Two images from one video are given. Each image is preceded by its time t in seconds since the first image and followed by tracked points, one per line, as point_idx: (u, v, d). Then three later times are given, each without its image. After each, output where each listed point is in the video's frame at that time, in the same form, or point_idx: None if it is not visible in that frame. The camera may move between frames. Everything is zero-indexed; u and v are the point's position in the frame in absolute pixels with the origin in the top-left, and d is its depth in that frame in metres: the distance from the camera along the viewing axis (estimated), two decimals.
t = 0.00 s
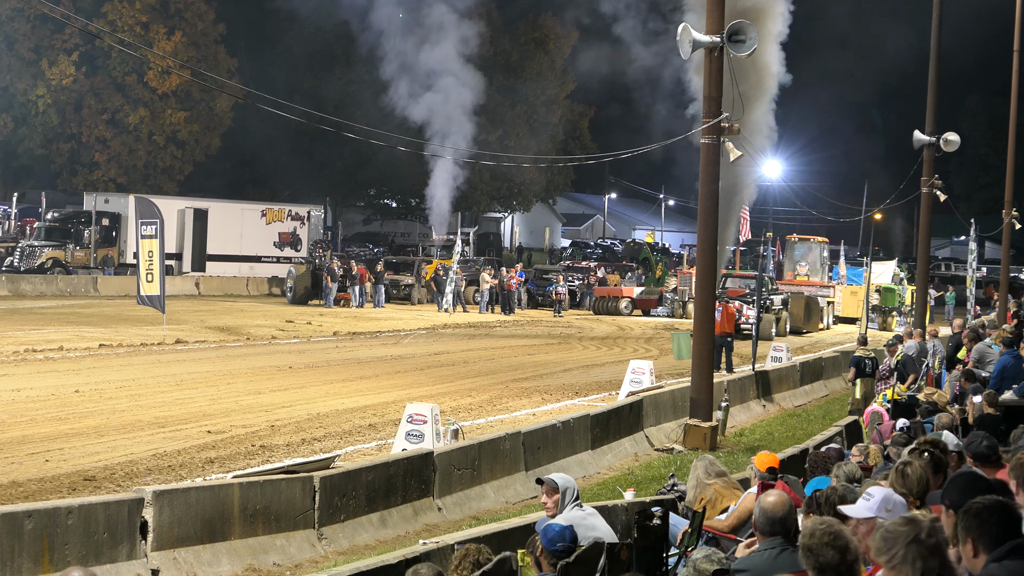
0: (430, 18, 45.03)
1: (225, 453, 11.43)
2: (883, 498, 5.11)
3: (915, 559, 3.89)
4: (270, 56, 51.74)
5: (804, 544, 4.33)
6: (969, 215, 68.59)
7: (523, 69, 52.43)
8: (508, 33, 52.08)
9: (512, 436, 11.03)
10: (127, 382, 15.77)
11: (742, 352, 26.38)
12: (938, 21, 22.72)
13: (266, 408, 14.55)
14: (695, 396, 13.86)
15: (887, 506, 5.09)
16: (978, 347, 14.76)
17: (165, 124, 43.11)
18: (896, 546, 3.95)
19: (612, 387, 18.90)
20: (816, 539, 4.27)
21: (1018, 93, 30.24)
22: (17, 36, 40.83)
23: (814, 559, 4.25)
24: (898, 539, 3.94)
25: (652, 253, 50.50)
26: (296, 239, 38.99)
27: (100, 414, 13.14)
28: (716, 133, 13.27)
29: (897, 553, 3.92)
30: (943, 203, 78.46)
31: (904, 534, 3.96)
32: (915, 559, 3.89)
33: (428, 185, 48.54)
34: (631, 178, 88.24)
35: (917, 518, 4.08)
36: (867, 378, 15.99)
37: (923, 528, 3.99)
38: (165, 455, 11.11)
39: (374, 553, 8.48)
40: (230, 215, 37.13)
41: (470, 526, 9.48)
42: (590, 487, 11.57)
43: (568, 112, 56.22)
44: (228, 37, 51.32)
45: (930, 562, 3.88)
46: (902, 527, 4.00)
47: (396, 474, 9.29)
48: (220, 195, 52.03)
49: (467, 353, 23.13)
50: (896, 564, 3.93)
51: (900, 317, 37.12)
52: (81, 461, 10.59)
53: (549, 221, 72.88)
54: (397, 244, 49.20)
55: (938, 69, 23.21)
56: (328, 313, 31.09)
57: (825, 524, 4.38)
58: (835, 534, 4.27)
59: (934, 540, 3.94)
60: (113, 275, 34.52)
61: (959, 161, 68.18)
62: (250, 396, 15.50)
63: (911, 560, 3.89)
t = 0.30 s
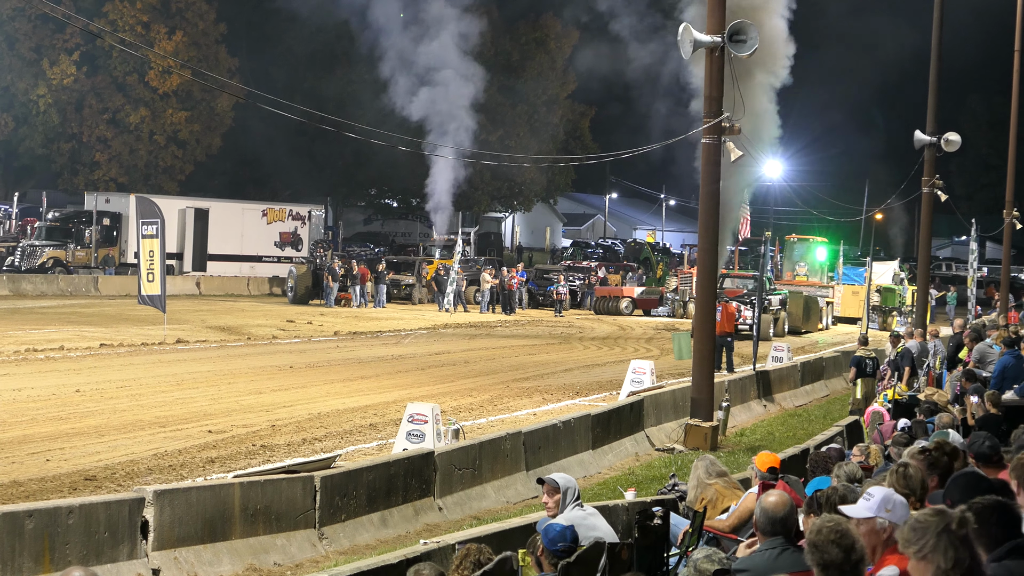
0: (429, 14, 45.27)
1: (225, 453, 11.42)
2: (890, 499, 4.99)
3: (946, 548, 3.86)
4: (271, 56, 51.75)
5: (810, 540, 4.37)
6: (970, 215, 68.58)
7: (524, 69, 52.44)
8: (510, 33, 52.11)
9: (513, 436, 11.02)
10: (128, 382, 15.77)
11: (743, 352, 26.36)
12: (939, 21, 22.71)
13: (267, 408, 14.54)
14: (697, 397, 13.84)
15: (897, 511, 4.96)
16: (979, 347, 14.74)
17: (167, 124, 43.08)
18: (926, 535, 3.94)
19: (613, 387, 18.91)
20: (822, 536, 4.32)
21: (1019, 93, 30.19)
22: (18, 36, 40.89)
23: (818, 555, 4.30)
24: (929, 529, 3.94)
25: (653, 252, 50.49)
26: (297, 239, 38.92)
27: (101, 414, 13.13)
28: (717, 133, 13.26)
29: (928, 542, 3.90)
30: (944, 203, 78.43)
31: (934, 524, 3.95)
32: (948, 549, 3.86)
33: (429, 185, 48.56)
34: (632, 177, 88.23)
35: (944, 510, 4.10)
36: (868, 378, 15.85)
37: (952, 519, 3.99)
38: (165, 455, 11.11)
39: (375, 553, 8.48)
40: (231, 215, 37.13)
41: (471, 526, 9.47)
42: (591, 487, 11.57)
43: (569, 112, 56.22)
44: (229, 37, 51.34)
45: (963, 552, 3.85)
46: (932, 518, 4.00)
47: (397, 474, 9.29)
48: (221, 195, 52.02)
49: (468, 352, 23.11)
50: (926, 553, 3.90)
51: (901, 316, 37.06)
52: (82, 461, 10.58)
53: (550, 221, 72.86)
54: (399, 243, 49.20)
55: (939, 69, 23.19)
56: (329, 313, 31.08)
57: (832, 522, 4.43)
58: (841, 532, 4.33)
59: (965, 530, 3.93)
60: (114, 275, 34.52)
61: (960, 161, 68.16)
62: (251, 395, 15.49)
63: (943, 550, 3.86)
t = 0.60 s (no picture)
0: (429, 11, 45.28)
1: (227, 453, 11.42)
2: (894, 498, 4.96)
3: (964, 546, 3.96)
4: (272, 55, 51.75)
5: (814, 540, 4.39)
6: (972, 215, 68.49)
7: (526, 68, 52.41)
8: (511, 33, 52.11)
9: (515, 436, 11.02)
10: (130, 382, 15.76)
11: (745, 353, 26.31)
12: (941, 21, 22.68)
13: (268, 408, 14.53)
14: (698, 397, 13.85)
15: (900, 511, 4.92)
16: (981, 347, 14.73)
17: (169, 124, 43.08)
18: (945, 533, 4.03)
19: (615, 387, 18.91)
20: (826, 536, 4.33)
21: (1021, 92, 30.12)
22: (20, 36, 40.98)
23: (823, 554, 4.31)
24: (946, 526, 4.02)
25: (655, 252, 50.44)
26: (299, 238, 38.93)
27: (102, 414, 13.13)
28: (718, 133, 13.25)
29: (946, 540, 4.00)
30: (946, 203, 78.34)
31: (951, 523, 4.04)
32: (965, 547, 3.96)
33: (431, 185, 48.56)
34: (634, 177, 88.21)
35: (963, 507, 4.17)
36: (870, 378, 15.68)
37: (969, 517, 4.08)
38: (167, 455, 11.11)
39: (376, 554, 8.48)
40: (232, 215, 37.13)
41: (472, 526, 9.46)
42: (592, 487, 11.57)
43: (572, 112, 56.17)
44: (230, 37, 51.35)
45: (979, 552, 3.95)
46: (949, 515, 4.10)
47: (398, 473, 9.29)
48: (223, 195, 52.00)
49: (470, 353, 23.10)
50: (942, 550, 4.01)
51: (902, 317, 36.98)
52: (84, 461, 10.58)
53: (552, 220, 72.87)
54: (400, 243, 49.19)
55: (942, 69, 23.15)
56: (331, 313, 31.05)
57: (836, 521, 4.44)
58: (845, 531, 4.33)
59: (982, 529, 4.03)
60: (116, 275, 34.55)
61: (962, 161, 68.10)
62: (252, 395, 15.49)
63: (960, 548, 3.97)
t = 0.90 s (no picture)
0: (430, 11, 45.26)
1: (229, 452, 11.41)
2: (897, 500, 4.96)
3: (965, 545, 3.96)
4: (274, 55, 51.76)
5: (817, 539, 4.38)
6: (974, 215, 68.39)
7: (528, 68, 52.40)
8: (514, 32, 52.11)
9: (517, 436, 11.01)
10: (132, 381, 15.76)
11: (746, 353, 26.28)
12: (943, 21, 22.66)
13: (270, 407, 14.52)
14: (700, 396, 13.84)
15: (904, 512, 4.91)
16: (982, 347, 14.73)
17: (170, 123, 43.08)
18: (945, 532, 4.03)
19: (617, 387, 18.88)
20: (829, 536, 4.32)
21: None
22: (22, 35, 41.01)
23: (826, 555, 4.30)
24: (948, 525, 4.03)
25: (656, 252, 50.44)
26: (301, 238, 38.98)
27: (104, 413, 13.13)
28: (720, 133, 13.29)
29: (946, 538, 4.00)
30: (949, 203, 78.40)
31: (953, 521, 4.04)
32: (966, 545, 3.96)
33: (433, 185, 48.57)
34: (636, 177, 88.17)
35: (967, 505, 4.18)
36: (872, 378, 15.66)
37: (971, 514, 4.08)
38: (169, 454, 11.12)
39: (378, 554, 8.47)
40: (235, 214, 37.14)
41: (474, 526, 9.45)
42: (594, 487, 11.55)
43: (574, 112, 56.12)
44: (233, 36, 51.36)
45: (980, 550, 3.94)
46: (952, 514, 4.09)
47: (400, 473, 9.28)
48: (225, 195, 51.98)
49: (472, 352, 23.07)
50: (944, 548, 4.02)
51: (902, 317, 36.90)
52: (86, 460, 10.57)
53: (554, 220, 72.85)
54: (402, 242, 49.19)
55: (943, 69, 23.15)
56: (333, 313, 31.05)
57: (839, 521, 4.44)
58: (847, 532, 4.33)
59: (985, 527, 4.02)
60: (117, 274, 34.56)
61: (964, 161, 68.05)
62: (254, 395, 15.48)
63: (961, 547, 3.96)
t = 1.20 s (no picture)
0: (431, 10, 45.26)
1: (230, 452, 11.41)
2: (889, 498, 4.91)
3: (957, 544, 3.95)
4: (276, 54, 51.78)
5: (818, 539, 4.38)
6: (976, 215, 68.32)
7: (529, 68, 52.40)
8: (515, 32, 52.10)
9: (518, 435, 11.01)
10: (133, 381, 15.75)
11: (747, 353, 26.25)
12: (944, 21, 22.64)
13: (272, 407, 14.52)
14: (700, 396, 13.85)
15: (896, 510, 4.87)
16: (983, 347, 14.73)
17: (171, 123, 43.09)
18: (938, 531, 4.02)
19: (618, 386, 18.86)
20: (830, 535, 4.31)
21: None
22: (23, 35, 41.05)
23: (827, 555, 4.30)
24: (940, 524, 4.02)
25: (658, 251, 50.38)
26: (303, 238, 39.17)
27: (105, 412, 13.13)
28: (722, 133, 13.27)
29: (938, 538, 3.99)
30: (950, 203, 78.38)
31: (945, 520, 4.03)
32: (958, 544, 3.95)
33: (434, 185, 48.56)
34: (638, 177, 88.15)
35: (959, 504, 4.17)
36: (873, 378, 15.66)
37: (963, 514, 4.08)
38: (171, 453, 11.12)
39: (379, 553, 8.47)
40: (236, 214, 37.11)
41: (474, 526, 9.44)
42: (596, 487, 11.53)
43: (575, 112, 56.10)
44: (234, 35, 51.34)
45: (972, 548, 3.93)
46: (944, 514, 4.08)
47: (401, 473, 9.26)
48: (227, 194, 51.93)
49: (473, 352, 23.06)
50: (936, 549, 4.00)
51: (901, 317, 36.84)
52: (86, 460, 10.57)
53: (555, 220, 72.86)
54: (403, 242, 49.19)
55: (945, 69, 23.14)
56: (334, 313, 31.09)
57: (840, 521, 4.43)
58: (848, 531, 4.32)
59: (976, 526, 4.01)
60: (118, 273, 34.58)
61: (966, 161, 68.02)
62: (255, 395, 15.47)
63: (953, 546, 3.95)
